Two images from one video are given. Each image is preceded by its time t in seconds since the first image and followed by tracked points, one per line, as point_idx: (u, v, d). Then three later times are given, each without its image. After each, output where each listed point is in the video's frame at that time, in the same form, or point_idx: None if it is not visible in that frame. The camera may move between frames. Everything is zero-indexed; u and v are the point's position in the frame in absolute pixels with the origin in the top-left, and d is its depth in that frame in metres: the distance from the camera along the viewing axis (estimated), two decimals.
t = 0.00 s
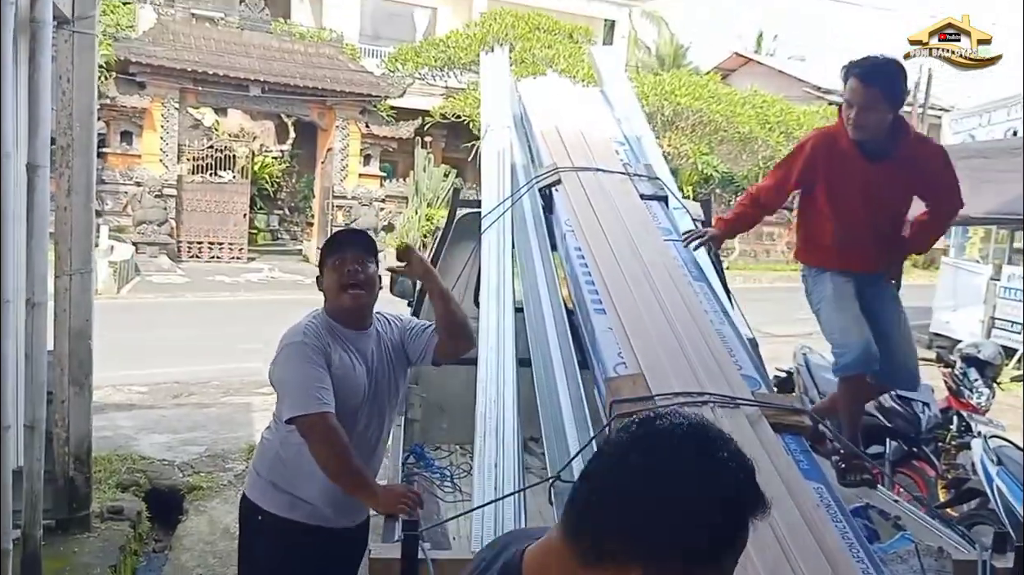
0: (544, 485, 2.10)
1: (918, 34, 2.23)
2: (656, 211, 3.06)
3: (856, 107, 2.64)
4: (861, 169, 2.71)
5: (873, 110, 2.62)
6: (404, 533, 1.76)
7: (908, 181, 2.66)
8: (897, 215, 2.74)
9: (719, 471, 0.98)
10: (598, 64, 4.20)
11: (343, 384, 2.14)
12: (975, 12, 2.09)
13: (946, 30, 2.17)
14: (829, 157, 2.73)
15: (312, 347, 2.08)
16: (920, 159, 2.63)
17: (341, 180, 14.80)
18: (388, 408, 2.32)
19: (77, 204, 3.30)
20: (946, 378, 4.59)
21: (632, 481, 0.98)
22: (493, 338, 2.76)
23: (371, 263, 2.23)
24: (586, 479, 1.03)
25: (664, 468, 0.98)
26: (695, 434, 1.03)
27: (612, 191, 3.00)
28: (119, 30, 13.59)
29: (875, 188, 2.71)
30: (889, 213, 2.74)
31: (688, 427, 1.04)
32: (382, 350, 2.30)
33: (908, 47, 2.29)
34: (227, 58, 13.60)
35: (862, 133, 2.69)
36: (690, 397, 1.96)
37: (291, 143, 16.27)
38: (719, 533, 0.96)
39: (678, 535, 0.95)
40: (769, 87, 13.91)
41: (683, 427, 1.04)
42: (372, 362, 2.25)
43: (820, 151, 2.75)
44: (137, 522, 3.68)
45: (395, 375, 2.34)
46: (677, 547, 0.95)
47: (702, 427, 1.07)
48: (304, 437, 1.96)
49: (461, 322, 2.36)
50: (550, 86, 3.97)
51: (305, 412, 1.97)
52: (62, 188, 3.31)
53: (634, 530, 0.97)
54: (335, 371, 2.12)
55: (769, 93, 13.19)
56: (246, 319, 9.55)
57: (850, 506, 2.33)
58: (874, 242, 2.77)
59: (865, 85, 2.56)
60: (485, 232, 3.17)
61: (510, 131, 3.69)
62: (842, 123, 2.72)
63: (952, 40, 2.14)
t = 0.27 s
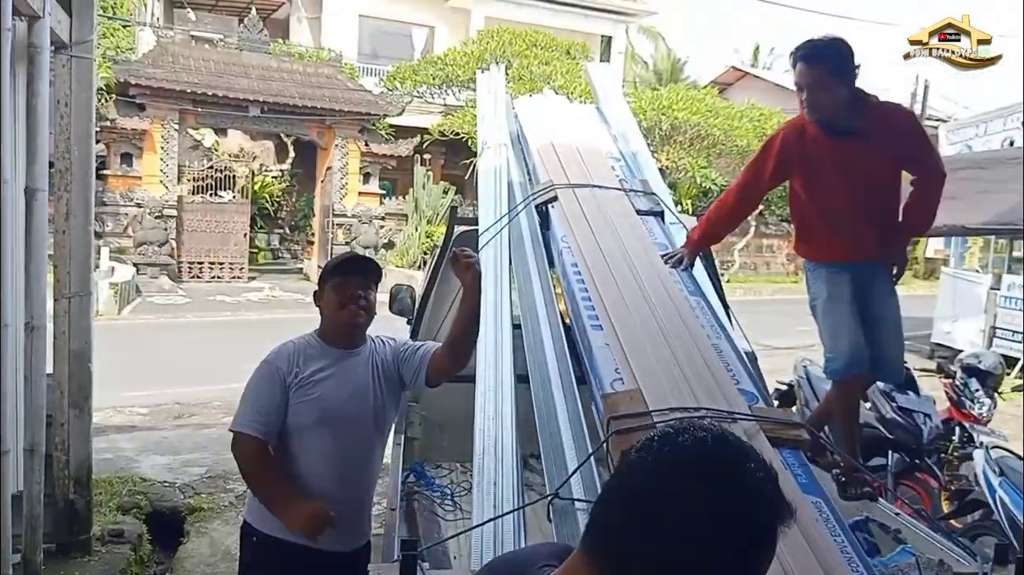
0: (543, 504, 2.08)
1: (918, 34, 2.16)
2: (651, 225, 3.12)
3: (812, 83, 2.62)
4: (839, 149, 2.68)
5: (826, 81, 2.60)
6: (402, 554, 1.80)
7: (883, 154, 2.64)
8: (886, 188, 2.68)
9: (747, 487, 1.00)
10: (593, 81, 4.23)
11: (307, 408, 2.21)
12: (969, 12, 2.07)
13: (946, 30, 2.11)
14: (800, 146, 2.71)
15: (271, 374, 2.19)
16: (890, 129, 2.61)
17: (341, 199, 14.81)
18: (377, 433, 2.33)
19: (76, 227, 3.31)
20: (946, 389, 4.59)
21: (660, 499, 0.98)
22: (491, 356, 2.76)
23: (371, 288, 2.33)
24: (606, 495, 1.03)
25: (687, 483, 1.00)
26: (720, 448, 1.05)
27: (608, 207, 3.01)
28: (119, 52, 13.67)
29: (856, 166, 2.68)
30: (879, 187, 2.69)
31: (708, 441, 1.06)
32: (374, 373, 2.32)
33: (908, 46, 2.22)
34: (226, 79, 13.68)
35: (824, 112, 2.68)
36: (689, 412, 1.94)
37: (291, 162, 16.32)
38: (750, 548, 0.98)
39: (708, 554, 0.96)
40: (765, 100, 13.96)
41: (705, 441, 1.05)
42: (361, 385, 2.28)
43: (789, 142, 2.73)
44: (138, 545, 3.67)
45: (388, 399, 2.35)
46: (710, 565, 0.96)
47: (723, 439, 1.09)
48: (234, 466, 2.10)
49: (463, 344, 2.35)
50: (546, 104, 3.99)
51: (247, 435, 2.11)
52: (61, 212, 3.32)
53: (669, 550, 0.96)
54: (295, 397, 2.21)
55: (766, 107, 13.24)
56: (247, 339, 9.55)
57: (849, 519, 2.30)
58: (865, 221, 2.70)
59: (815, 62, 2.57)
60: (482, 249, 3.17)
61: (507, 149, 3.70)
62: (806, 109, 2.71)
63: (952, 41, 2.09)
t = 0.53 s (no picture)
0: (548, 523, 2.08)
1: (919, 34, 2.21)
2: (652, 242, 3.14)
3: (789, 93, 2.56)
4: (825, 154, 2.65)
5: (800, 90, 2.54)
6: None
7: (865, 161, 2.59)
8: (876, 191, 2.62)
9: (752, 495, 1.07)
10: (593, 97, 4.25)
11: (299, 424, 2.33)
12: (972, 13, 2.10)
13: (946, 29, 2.15)
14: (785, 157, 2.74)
15: (271, 389, 2.37)
16: (869, 133, 2.57)
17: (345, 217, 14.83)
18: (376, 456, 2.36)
19: (81, 252, 3.34)
20: (953, 400, 4.57)
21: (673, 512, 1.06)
22: (494, 375, 2.75)
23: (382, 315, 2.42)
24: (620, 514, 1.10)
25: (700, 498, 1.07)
26: (727, 464, 1.11)
27: (610, 224, 3.02)
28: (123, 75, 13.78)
29: (844, 172, 2.63)
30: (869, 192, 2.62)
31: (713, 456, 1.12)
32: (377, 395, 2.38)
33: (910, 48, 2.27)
34: (230, 101, 13.76)
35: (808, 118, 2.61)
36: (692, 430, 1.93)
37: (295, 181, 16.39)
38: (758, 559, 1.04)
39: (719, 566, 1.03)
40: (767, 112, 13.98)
41: (711, 454, 1.12)
42: (359, 406, 2.35)
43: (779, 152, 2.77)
44: (145, 568, 3.67)
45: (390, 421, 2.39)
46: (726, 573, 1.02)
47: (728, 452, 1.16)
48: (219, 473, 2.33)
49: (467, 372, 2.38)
50: (547, 122, 4.01)
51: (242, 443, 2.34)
52: (65, 237, 3.34)
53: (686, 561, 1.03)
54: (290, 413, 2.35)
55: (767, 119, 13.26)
56: (252, 359, 9.55)
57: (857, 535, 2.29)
58: (858, 228, 2.64)
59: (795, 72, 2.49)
60: (485, 267, 3.17)
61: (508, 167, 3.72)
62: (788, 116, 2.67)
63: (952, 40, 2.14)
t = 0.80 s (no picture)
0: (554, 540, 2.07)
1: (919, 42, 2.30)
2: (656, 256, 3.15)
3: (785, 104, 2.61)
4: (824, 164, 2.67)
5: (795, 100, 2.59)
6: None
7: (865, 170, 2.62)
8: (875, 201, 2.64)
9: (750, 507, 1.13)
10: (595, 112, 4.28)
11: (304, 442, 2.33)
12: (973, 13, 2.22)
13: (947, 33, 2.27)
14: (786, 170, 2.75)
15: (279, 406, 2.39)
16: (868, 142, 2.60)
17: (350, 232, 14.85)
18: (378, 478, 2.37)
19: (88, 270, 3.36)
20: (960, 410, 4.56)
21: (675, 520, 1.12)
22: (499, 391, 2.76)
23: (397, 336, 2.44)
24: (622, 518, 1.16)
25: (701, 508, 1.13)
26: (730, 477, 1.17)
27: (613, 238, 3.04)
28: (130, 94, 13.89)
29: (843, 182, 2.65)
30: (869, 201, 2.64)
31: (714, 468, 1.19)
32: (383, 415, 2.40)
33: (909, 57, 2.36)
34: (235, 117, 13.85)
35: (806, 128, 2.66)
36: (697, 444, 1.93)
37: (300, 197, 16.46)
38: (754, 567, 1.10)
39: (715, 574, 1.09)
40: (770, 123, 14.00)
41: (712, 466, 1.19)
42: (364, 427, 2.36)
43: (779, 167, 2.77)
44: None
45: (394, 442, 2.40)
46: None
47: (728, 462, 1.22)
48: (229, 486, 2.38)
49: (465, 399, 2.41)
50: (549, 137, 4.03)
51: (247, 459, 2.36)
52: (73, 256, 3.37)
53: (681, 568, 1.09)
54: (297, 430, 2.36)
55: (770, 130, 13.28)
56: (259, 374, 9.57)
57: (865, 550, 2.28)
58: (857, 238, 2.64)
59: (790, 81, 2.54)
60: (489, 282, 3.18)
61: (511, 183, 3.74)
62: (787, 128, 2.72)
63: (952, 41, 2.27)
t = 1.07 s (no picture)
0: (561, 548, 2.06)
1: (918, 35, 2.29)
2: (662, 262, 3.14)
3: (789, 115, 2.57)
4: (830, 172, 2.66)
5: (797, 113, 2.55)
6: None
7: (868, 182, 2.59)
8: (882, 212, 2.58)
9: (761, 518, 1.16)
10: (601, 119, 4.27)
11: (307, 446, 2.34)
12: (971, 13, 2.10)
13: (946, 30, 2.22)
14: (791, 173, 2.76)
15: (285, 411, 2.41)
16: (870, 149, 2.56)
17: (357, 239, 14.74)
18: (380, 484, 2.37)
19: (95, 279, 3.38)
20: (969, 416, 4.53)
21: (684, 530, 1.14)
22: (505, 399, 2.75)
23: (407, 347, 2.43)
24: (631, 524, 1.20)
25: (710, 514, 1.15)
26: (743, 487, 1.20)
27: (618, 244, 3.03)
28: (136, 103, 13.95)
29: (848, 190, 2.63)
30: (874, 211, 2.60)
31: (724, 477, 1.21)
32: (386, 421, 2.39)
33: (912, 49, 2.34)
34: (241, 126, 13.89)
35: (813, 136, 2.63)
36: (704, 452, 1.92)
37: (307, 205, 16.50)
38: None
39: None
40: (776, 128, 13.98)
41: (724, 475, 1.21)
42: (367, 432, 2.36)
43: (783, 171, 2.78)
44: None
45: (397, 450, 2.40)
46: None
47: (740, 472, 1.25)
48: (233, 489, 2.41)
49: (474, 412, 2.39)
50: (554, 143, 4.03)
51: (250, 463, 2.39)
52: (80, 265, 3.38)
53: None
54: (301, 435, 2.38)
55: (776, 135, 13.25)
56: (266, 382, 9.57)
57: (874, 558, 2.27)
58: (859, 247, 2.63)
59: (790, 95, 2.50)
60: (494, 290, 3.17)
61: (517, 190, 3.74)
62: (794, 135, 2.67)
63: (952, 41, 2.20)
